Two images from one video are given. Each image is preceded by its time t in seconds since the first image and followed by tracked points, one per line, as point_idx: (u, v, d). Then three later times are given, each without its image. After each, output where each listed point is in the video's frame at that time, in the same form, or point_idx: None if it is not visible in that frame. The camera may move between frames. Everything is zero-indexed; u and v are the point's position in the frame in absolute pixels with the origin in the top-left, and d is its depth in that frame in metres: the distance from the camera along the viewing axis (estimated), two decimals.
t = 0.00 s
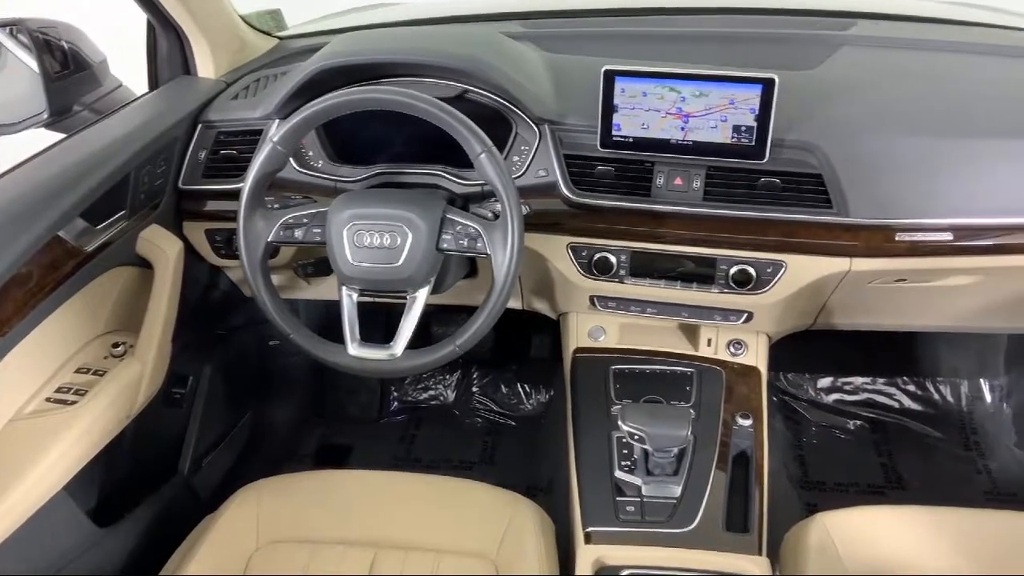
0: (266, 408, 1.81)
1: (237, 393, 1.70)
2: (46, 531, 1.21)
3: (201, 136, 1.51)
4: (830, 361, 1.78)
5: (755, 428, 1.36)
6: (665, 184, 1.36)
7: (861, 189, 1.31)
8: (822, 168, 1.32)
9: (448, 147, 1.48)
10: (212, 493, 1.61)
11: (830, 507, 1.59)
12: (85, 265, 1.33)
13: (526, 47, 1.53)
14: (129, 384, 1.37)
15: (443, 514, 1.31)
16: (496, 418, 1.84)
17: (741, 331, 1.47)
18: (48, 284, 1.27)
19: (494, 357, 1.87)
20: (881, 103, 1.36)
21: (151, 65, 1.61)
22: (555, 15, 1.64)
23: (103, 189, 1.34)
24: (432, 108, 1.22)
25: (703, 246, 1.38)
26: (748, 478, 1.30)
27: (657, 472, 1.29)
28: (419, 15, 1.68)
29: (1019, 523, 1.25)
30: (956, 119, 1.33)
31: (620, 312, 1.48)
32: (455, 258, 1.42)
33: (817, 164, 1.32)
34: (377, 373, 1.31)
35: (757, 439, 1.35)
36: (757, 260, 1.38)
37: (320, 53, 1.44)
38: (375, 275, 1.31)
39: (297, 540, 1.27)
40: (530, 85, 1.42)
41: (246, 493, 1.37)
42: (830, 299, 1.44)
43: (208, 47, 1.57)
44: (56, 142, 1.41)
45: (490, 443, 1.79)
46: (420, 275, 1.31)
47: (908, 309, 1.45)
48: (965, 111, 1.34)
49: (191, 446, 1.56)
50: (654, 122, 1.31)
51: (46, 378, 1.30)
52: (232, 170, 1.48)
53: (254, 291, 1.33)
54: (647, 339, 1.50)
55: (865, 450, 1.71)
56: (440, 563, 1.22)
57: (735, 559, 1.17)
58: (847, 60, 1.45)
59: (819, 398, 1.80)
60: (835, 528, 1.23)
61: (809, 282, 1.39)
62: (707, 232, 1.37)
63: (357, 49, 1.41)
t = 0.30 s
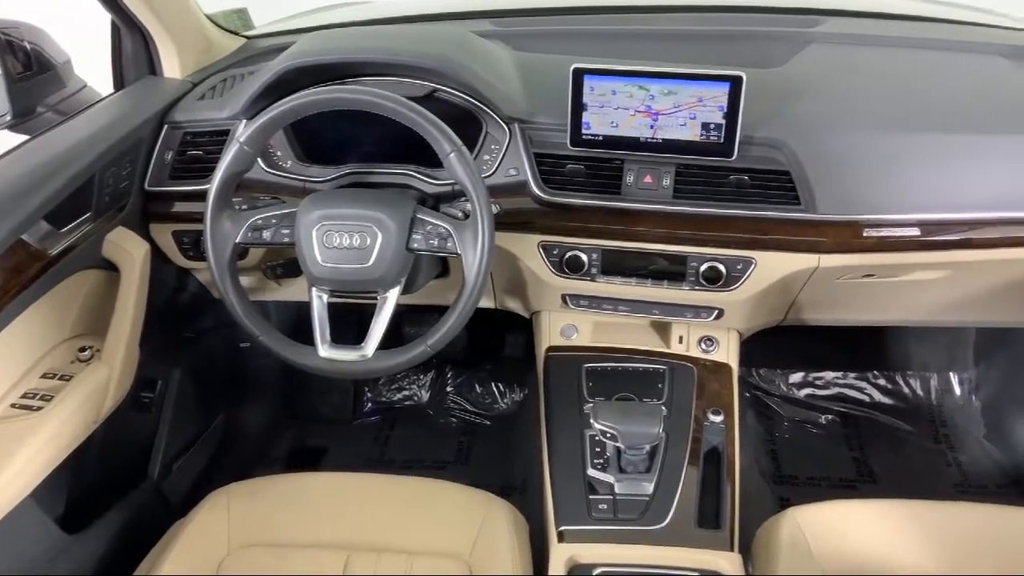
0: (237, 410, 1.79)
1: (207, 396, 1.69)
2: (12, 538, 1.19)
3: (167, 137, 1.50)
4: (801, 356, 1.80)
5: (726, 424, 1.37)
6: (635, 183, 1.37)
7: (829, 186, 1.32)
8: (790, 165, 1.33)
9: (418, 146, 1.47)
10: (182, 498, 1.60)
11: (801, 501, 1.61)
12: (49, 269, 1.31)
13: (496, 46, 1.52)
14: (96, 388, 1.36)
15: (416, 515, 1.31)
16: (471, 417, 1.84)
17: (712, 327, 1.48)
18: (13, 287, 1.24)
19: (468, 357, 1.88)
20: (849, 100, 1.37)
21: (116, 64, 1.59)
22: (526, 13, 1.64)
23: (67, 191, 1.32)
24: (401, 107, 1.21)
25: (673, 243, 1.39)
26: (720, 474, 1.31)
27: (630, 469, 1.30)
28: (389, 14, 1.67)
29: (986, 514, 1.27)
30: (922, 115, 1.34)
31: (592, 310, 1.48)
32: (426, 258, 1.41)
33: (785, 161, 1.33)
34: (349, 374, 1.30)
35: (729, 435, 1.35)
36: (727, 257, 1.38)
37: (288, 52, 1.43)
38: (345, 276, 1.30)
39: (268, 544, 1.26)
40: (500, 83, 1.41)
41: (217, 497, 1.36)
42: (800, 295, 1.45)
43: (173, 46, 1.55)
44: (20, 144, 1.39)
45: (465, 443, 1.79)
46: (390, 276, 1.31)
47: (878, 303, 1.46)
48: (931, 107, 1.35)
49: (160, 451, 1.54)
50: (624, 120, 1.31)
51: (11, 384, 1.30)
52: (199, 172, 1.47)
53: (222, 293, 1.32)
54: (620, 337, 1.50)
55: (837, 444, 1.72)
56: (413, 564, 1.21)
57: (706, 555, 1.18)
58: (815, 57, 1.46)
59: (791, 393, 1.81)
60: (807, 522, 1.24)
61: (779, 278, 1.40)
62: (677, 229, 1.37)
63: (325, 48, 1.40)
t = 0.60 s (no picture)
0: (208, 415, 1.77)
1: (176, 401, 1.67)
2: None
3: (131, 140, 1.48)
4: (771, 351, 1.82)
5: (696, 422, 1.37)
6: (603, 182, 1.37)
7: (796, 183, 1.32)
8: (757, 163, 1.33)
9: (386, 147, 1.47)
10: (152, 505, 1.58)
11: (773, 496, 1.61)
12: (12, 275, 1.29)
13: (463, 46, 1.52)
14: (61, 395, 1.34)
15: (388, 517, 1.30)
16: (444, 418, 1.83)
17: (682, 325, 1.48)
18: None
19: (441, 357, 1.89)
20: (814, 97, 1.38)
21: (79, 67, 1.57)
22: (494, 14, 1.63)
23: (29, 195, 1.30)
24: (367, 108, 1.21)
25: (643, 242, 1.39)
26: (691, 471, 1.32)
27: (601, 468, 1.30)
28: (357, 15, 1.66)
29: (952, 505, 1.28)
30: (887, 112, 1.35)
31: (563, 309, 1.48)
32: (395, 259, 1.40)
33: (752, 159, 1.33)
34: (318, 377, 1.29)
35: (699, 432, 1.36)
36: (696, 255, 1.39)
37: (253, 53, 1.42)
38: (314, 279, 1.29)
39: (238, 549, 1.25)
40: (467, 84, 1.41)
41: (186, 503, 1.34)
42: (768, 292, 1.46)
43: (136, 47, 1.53)
44: None
45: (438, 444, 1.78)
46: (358, 278, 1.30)
47: (845, 299, 1.48)
48: (895, 104, 1.36)
49: (128, 458, 1.53)
50: (591, 119, 1.31)
51: None
52: (164, 174, 1.45)
53: (188, 298, 1.31)
54: (591, 336, 1.50)
55: (808, 439, 1.73)
56: (385, 565, 1.20)
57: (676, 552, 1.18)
58: (781, 54, 1.47)
59: (762, 389, 1.82)
60: (778, 518, 1.25)
61: (747, 276, 1.40)
62: (646, 228, 1.37)
63: (290, 48, 1.39)
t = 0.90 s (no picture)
0: (178, 421, 1.76)
1: (144, 408, 1.65)
2: None
3: (94, 144, 1.46)
4: (742, 347, 1.82)
5: (667, 420, 1.38)
6: (571, 181, 1.37)
7: (762, 180, 1.33)
8: (723, 161, 1.34)
9: (353, 149, 1.46)
10: (121, 514, 1.56)
11: (745, 492, 1.62)
12: None
13: (430, 46, 1.51)
14: (25, 404, 1.33)
15: (359, 520, 1.29)
16: (417, 420, 1.83)
17: (652, 323, 1.48)
18: None
19: (413, 359, 1.88)
20: (779, 94, 1.39)
21: (40, 70, 1.55)
22: (460, 14, 1.63)
23: None
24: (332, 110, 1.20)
25: (612, 241, 1.39)
26: (662, 468, 1.32)
27: (572, 468, 1.31)
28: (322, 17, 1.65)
29: (919, 497, 1.30)
30: (851, 109, 1.36)
31: (534, 309, 1.48)
32: (364, 262, 1.39)
33: (718, 157, 1.34)
34: (287, 381, 1.28)
35: (670, 430, 1.37)
36: (664, 254, 1.40)
37: (216, 55, 1.40)
38: (281, 282, 1.28)
39: (205, 555, 1.23)
40: (434, 84, 1.40)
41: (155, 511, 1.33)
42: (737, 289, 1.46)
43: (99, 51, 1.51)
44: None
45: (412, 447, 1.77)
46: (326, 281, 1.29)
47: (813, 294, 1.49)
48: (859, 101, 1.37)
49: (97, 467, 1.51)
50: (558, 119, 1.31)
51: None
52: (128, 179, 1.44)
53: (154, 304, 1.30)
54: (562, 335, 1.50)
55: (779, 435, 1.75)
56: (357, 569, 1.20)
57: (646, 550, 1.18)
58: (745, 53, 1.47)
59: (733, 385, 1.83)
60: (748, 514, 1.26)
61: (715, 273, 1.41)
62: (614, 227, 1.38)
63: (255, 50, 1.37)
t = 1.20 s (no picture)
0: (147, 429, 1.74)
1: (111, 416, 1.63)
2: None
3: (54, 150, 1.44)
4: (712, 344, 1.83)
5: (638, 418, 1.38)
6: (538, 181, 1.37)
7: (728, 177, 1.34)
8: (689, 159, 1.34)
9: (319, 151, 1.45)
10: (89, 523, 1.54)
11: (718, 488, 1.63)
12: None
13: (395, 46, 1.50)
14: None
15: (328, 525, 1.28)
16: (390, 422, 1.82)
17: (622, 322, 1.48)
18: None
19: (383, 361, 1.87)
20: (743, 91, 1.39)
21: None
22: (426, 14, 1.62)
23: None
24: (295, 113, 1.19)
25: (580, 240, 1.39)
26: (633, 466, 1.32)
27: (544, 468, 1.30)
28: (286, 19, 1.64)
29: (887, 489, 1.31)
30: (815, 105, 1.37)
31: (503, 309, 1.47)
32: (330, 266, 1.38)
33: (684, 155, 1.34)
34: (254, 386, 1.27)
35: (640, 428, 1.37)
36: (632, 252, 1.40)
37: (178, 58, 1.38)
38: (246, 287, 1.27)
39: (172, 564, 1.21)
40: (399, 85, 1.39)
41: (122, 521, 1.31)
42: (705, 286, 1.47)
43: (58, 54, 1.49)
44: None
45: (385, 449, 1.77)
46: (293, 284, 1.28)
47: (781, 290, 1.49)
48: (823, 97, 1.37)
49: (63, 477, 1.49)
50: (524, 119, 1.30)
51: None
52: (90, 185, 1.42)
53: (117, 311, 1.28)
54: (531, 335, 1.49)
55: (750, 430, 1.76)
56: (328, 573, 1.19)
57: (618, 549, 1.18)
58: (710, 50, 1.47)
59: (705, 382, 1.84)
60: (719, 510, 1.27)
61: (683, 271, 1.41)
62: (582, 226, 1.38)
63: (216, 52, 1.36)
